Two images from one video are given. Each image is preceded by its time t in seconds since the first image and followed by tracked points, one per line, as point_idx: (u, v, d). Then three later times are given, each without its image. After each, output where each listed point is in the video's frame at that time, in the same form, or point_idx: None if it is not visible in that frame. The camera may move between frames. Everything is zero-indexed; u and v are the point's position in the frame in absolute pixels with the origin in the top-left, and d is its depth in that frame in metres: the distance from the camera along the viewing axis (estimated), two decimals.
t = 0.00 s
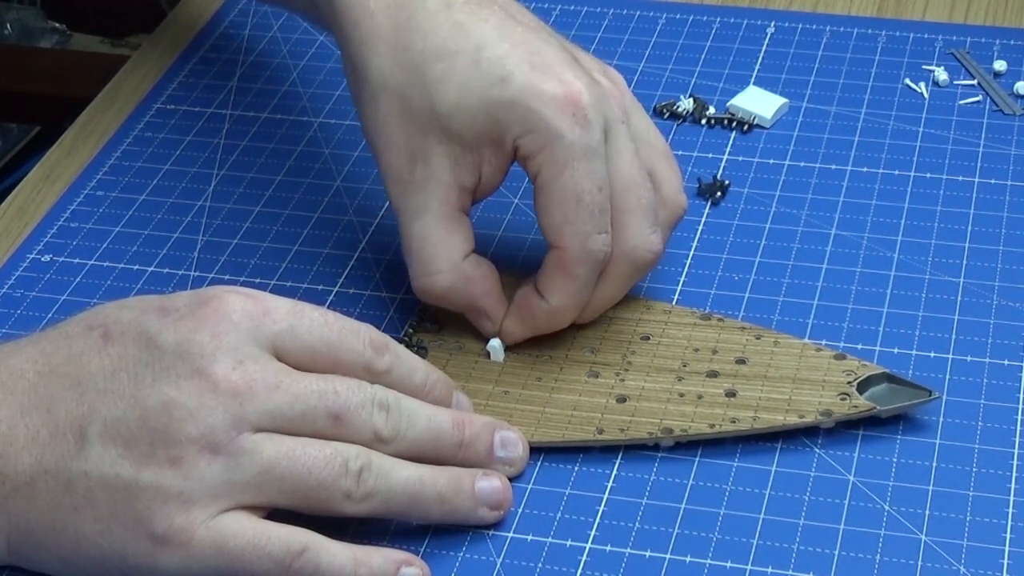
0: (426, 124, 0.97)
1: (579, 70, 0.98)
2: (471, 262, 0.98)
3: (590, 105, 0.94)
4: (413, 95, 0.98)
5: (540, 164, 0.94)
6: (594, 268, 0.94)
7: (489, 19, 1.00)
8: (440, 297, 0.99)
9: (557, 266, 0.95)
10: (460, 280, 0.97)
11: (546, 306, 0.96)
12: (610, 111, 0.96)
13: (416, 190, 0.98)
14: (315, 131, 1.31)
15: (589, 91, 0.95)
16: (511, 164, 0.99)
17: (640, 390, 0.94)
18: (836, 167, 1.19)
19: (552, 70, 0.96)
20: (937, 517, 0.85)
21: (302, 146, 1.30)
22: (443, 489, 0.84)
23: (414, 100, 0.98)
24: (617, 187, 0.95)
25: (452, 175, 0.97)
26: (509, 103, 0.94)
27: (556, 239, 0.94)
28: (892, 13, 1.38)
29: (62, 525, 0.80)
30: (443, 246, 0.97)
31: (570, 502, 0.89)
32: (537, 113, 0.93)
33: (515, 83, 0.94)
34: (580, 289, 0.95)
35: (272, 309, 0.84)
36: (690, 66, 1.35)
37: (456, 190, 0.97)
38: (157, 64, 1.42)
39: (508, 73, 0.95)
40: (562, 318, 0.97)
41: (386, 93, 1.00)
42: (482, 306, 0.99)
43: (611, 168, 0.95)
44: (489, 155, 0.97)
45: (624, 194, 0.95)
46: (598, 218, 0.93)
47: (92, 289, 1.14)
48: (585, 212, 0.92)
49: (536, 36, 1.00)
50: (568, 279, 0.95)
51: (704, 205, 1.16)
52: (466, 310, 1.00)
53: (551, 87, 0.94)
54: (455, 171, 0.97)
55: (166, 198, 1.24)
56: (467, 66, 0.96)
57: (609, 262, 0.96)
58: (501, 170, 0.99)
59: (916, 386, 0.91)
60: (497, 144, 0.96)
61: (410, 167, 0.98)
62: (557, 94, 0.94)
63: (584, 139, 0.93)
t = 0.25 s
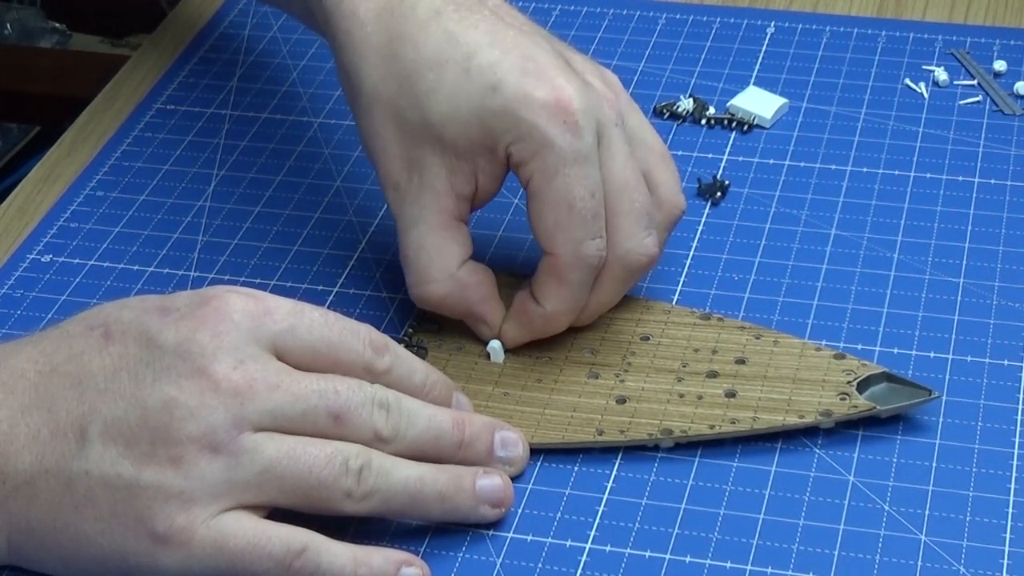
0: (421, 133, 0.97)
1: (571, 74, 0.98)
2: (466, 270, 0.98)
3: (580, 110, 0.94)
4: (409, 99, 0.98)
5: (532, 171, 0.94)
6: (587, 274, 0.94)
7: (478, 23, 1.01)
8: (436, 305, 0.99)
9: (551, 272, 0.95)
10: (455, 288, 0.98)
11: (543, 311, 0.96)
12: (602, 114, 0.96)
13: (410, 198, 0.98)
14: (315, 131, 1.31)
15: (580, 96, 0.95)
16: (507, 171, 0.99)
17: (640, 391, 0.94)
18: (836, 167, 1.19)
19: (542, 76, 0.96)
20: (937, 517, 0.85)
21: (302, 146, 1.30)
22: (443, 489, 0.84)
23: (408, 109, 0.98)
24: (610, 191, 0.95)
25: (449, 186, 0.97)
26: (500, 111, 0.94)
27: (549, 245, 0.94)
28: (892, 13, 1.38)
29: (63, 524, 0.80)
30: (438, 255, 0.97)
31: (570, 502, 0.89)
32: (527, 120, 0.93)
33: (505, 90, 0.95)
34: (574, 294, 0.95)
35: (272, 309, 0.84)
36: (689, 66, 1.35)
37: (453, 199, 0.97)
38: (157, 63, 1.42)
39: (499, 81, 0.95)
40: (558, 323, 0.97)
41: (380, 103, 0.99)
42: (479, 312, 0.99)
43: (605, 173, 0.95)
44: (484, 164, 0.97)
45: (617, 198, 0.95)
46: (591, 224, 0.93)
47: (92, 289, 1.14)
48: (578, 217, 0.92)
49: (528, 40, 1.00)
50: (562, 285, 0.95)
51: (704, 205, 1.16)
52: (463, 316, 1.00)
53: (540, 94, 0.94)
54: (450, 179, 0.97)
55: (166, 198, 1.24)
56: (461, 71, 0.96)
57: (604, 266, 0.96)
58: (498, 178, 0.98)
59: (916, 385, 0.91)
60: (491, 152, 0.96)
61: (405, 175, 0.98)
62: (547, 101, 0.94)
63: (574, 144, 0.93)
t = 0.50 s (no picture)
0: (428, 136, 0.97)
1: (579, 78, 0.97)
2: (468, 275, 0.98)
3: (589, 117, 0.93)
4: (415, 102, 0.98)
5: (538, 178, 0.94)
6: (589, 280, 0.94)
7: (486, 26, 1.00)
8: (438, 308, 0.99)
9: (552, 278, 0.95)
10: (458, 291, 0.98)
11: (543, 317, 0.97)
12: (610, 119, 0.96)
13: (416, 201, 0.98)
14: (315, 131, 1.31)
15: (589, 102, 0.94)
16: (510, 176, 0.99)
17: (640, 391, 0.94)
18: (836, 167, 1.19)
19: (553, 81, 0.95)
20: (936, 517, 0.85)
21: (302, 146, 1.30)
22: (443, 489, 0.84)
23: (415, 111, 0.98)
24: (616, 198, 0.95)
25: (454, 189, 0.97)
26: (509, 117, 0.94)
27: (553, 251, 0.94)
28: (892, 13, 1.38)
29: (62, 525, 0.80)
30: (442, 260, 0.97)
31: (570, 503, 0.90)
32: (536, 127, 0.93)
33: (515, 96, 0.94)
34: (575, 300, 0.95)
35: (272, 309, 0.84)
36: (689, 66, 1.35)
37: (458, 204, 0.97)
38: (157, 63, 1.42)
39: (510, 86, 0.95)
40: (559, 328, 0.97)
41: (387, 105, 0.99)
42: (480, 315, 0.99)
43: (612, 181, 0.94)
44: (490, 171, 0.97)
45: (624, 205, 0.95)
46: (597, 232, 0.93)
47: (92, 289, 1.14)
48: (584, 225, 0.92)
49: (536, 43, 1.00)
50: (564, 292, 0.95)
51: (704, 205, 1.16)
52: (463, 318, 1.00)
53: (550, 99, 0.94)
54: (456, 185, 0.97)
55: (166, 198, 1.24)
56: (460, 70, 0.96)
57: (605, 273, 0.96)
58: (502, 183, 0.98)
59: (915, 382, 0.91)
60: (497, 159, 0.96)
61: (411, 177, 0.98)
62: (557, 107, 0.93)
63: (582, 152, 0.92)
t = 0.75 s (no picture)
0: (411, 111, 0.98)
1: (563, 57, 0.99)
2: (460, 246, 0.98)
3: (573, 91, 0.95)
4: (399, 80, 0.99)
5: (529, 151, 0.94)
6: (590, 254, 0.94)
7: (468, 7, 1.01)
8: (434, 284, 0.99)
9: (553, 254, 0.95)
10: (452, 267, 0.98)
11: (545, 292, 0.96)
12: (595, 97, 0.97)
13: (404, 181, 0.98)
14: (315, 131, 1.31)
15: (573, 78, 0.96)
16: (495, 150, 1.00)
17: (640, 389, 0.94)
18: (836, 167, 1.19)
19: (535, 60, 0.97)
20: (937, 517, 0.85)
21: (302, 146, 1.30)
22: (443, 489, 0.84)
23: (398, 90, 0.99)
24: (608, 171, 0.96)
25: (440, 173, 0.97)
26: (492, 91, 0.95)
27: (550, 227, 0.94)
28: (892, 13, 1.38)
29: (61, 526, 0.80)
30: (433, 235, 0.97)
31: (570, 502, 0.89)
32: (520, 100, 0.94)
33: (498, 71, 0.95)
34: (576, 275, 0.95)
35: (270, 309, 0.84)
36: (689, 66, 1.35)
37: (444, 178, 0.98)
38: (157, 63, 1.42)
39: (492, 61, 0.96)
40: (563, 304, 0.97)
41: (372, 84, 1.01)
42: (475, 294, 0.99)
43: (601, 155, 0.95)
44: (475, 142, 0.98)
45: (614, 179, 0.95)
46: (593, 203, 0.93)
47: (92, 289, 1.14)
48: (579, 195, 0.92)
49: (520, 24, 1.01)
50: (566, 265, 0.94)
51: (704, 205, 1.16)
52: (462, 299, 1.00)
53: (533, 76, 0.95)
54: (441, 158, 0.97)
55: (166, 198, 1.24)
56: (458, 69, 0.96)
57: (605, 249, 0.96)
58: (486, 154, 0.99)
59: (916, 383, 0.91)
60: (482, 131, 0.97)
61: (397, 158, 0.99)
62: (539, 82, 0.94)
63: (570, 123, 0.93)
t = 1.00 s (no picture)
0: (398, 134, 0.98)
1: (547, 72, 0.98)
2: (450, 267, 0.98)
3: (553, 105, 0.94)
4: (386, 103, 0.99)
5: (511, 168, 0.93)
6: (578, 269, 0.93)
7: (456, 28, 1.01)
8: (426, 305, 0.99)
9: (540, 267, 0.94)
10: (440, 288, 0.98)
11: (534, 305, 0.96)
12: (579, 110, 0.96)
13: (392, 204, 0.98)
14: (315, 131, 1.31)
15: (553, 93, 0.95)
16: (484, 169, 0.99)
17: (640, 391, 0.94)
18: (836, 167, 1.19)
19: (517, 76, 0.96)
20: (937, 517, 0.85)
21: (302, 146, 1.30)
22: (443, 489, 0.84)
23: (386, 112, 0.99)
24: (593, 184, 0.94)
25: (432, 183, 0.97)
26: (473, 111, 0.94)
27: (537, 241, 0.93)
28: (892, 13, 1.38)
29: (61, 526, 0.80)
30: (420, 255, 0.97)
31: (570, 502, 0.89)
32: (500, 117, 0.93)
33: (478, 90, 0.95)
34: (564, 288, 0.94)
35: (270, 310, 0.84)
36: (689, 66, 1.35)
37: (432, 196, 0.98)
38: (157, 64, 1.42)
39: (471, 81, 0.96)
40: (553, 316, 0.96)
41: (360, 106, 1.01)
42: (469, 310, 0.99)
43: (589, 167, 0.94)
44: (461, 164, 0.97)
45: (603, 191, 0.94)
46: (578, 216, 0.92)
47: (92, 289, 1.14)
48: (562, 211, 0.91)
49: (505, 41, 1.01)
50: (554, 281, 0.94)
51: (704, 205, 1.16)
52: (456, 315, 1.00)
53: (513, 92, 0.94)
54: (428, 181, 0.97)
55: (166, 198, 1.24)
56: (456, 69, 0.96)
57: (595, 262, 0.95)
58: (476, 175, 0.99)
59: (916, 387, 0.91)
60: (467, 152, 0.96)
61: (385, 181, 0.99)
62: (520, 98, 0.94)
63: (550, 138, 0.92)
